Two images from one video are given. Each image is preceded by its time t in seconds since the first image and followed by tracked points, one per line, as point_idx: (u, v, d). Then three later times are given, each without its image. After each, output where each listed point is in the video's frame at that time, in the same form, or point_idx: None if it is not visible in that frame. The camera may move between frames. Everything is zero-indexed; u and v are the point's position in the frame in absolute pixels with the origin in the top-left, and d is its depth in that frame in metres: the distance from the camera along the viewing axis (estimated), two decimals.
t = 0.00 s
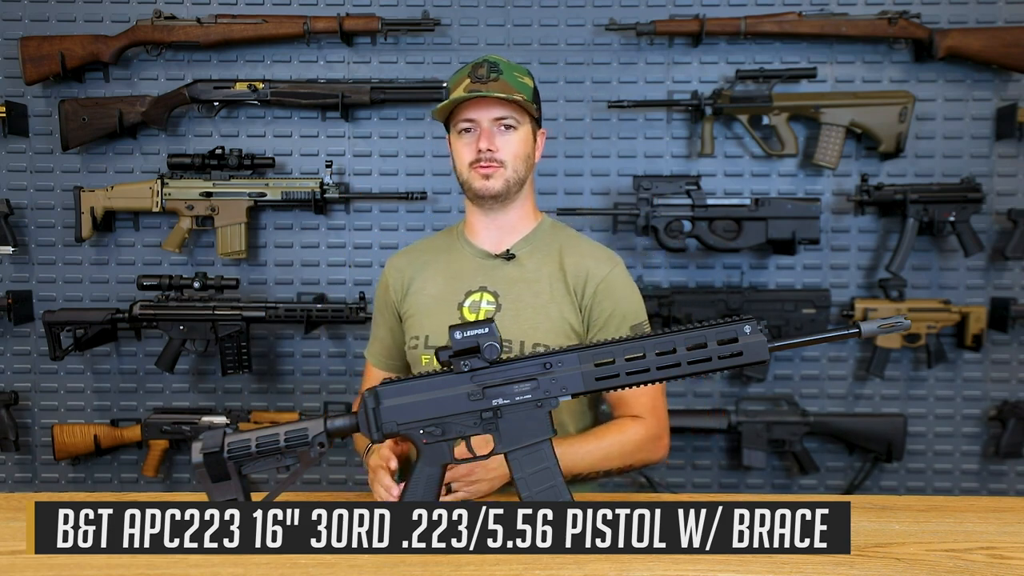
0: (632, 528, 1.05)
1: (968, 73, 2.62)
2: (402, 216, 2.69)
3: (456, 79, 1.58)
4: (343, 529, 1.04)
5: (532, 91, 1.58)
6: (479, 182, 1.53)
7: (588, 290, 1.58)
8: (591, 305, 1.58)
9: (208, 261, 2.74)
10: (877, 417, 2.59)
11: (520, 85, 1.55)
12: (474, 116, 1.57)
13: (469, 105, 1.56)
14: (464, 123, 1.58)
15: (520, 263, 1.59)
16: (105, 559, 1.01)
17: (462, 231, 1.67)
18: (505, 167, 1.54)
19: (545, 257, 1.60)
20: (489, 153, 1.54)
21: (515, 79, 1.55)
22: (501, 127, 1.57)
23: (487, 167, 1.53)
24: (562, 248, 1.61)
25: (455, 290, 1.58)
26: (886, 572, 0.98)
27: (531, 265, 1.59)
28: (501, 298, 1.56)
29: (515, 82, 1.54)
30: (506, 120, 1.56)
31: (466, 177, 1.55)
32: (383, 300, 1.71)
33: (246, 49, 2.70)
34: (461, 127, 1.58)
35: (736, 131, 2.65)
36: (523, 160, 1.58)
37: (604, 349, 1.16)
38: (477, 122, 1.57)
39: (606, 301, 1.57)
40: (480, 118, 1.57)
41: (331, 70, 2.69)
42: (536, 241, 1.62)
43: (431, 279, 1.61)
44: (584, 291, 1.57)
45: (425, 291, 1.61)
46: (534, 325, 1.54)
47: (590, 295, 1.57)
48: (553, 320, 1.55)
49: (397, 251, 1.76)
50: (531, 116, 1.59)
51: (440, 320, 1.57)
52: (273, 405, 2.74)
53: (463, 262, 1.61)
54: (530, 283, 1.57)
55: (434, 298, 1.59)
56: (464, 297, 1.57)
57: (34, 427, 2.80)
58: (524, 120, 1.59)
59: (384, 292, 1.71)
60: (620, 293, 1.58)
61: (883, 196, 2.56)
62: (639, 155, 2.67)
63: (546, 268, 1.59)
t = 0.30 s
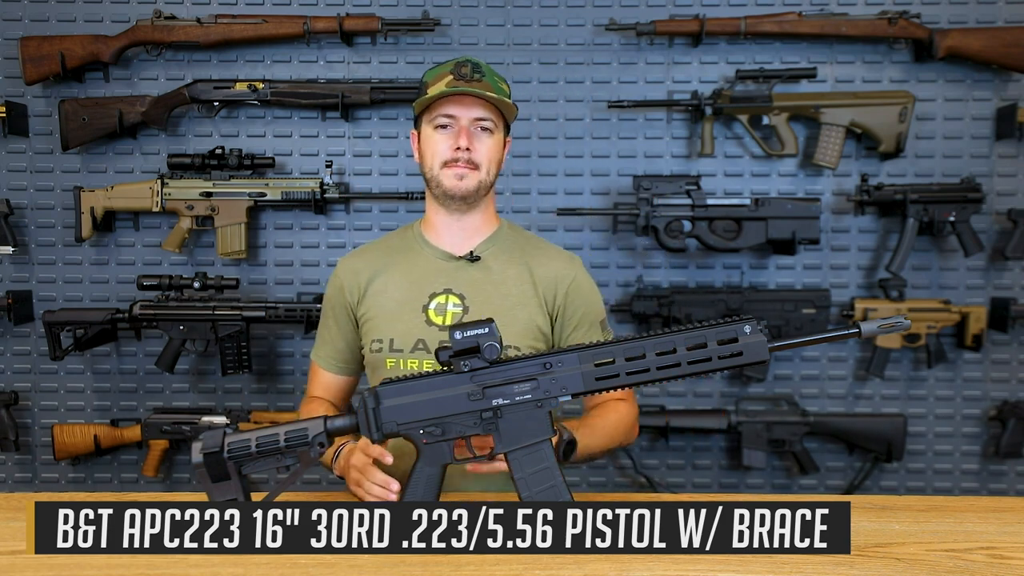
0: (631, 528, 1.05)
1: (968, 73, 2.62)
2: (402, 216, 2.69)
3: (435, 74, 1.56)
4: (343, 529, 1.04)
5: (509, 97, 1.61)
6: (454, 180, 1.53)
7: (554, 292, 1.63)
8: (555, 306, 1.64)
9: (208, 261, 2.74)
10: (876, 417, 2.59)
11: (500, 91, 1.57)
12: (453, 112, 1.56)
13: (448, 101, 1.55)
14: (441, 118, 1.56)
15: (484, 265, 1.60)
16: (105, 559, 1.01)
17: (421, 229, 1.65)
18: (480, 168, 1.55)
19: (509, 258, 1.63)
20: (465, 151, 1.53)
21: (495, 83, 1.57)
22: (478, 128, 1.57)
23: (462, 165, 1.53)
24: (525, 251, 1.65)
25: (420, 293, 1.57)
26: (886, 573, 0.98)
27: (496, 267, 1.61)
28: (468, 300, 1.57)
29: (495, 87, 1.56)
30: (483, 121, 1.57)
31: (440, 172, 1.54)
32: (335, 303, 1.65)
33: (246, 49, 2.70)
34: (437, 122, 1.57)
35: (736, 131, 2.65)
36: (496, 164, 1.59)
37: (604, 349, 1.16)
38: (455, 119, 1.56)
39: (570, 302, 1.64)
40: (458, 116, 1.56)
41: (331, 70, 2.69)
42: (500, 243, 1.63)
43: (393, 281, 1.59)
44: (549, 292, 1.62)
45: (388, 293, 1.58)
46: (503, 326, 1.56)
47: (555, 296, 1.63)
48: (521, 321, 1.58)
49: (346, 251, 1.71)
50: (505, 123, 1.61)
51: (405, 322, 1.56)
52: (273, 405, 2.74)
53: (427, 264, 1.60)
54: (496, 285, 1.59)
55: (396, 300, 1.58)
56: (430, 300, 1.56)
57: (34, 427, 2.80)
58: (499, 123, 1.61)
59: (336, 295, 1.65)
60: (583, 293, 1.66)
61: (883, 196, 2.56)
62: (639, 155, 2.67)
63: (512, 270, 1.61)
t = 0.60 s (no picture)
0: (631, 528, 1.05)
1: (968, 73, 2.62)
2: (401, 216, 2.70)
3: (422, 73, 1.55)
4: (343, 529, 1.04)
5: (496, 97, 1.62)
6: (441, 177, 1.52)
7: (536, 292, 1.67)
8: (536, 305, 1.68)
9: (208, 261, 2.74)
10: (876, 417, 2.59)
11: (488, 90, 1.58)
12: (440, 110, 1.56)
13: (436, 100, 1.55)
14: (428, 116, 1.56)
15: (469, 266, 1.60)
16: (105, 559, 1.01)
17: (400, 227, 1.63)
18: (465, 168, 1.55)
19: (493, 259, 1.64)
20: (453, 150, 1.54)
21: (482, 84, 1.57)
22: (465, 128, 1.58)
23: (450, 164, 1.53)
24: (506, 253, 1.67)
25: (407, 296, 1.56)
26: (886, 572, 0.98)
27: (482, 268, 1.61)
28: (457, 302, 1.57)
29: (484, 87, 1.57)
30: (470, 122, 1.58)
31: (426, 169, 1.53)
32: (309, 304, 1.59)
33: (246, 49, 2.70)
34: (424, 120, 1.56)
35: (736, 131, 2.65)
36: (480, 164, 1.60)
37: (604, 349, 1.16)
38: (442, 118, 1.56)
39: (549, 302, 1.69)
40: (445, 115, 1.56)
41: (331, 70, 2.69)
42: (480, 243, 1.64)
43: (377, 284, 1.57)
44: (530, 292, 1.66)
45: (371, 296, 1.57)
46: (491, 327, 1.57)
47: (536, 296, 1.67)
48: (508, 321, 1.59)
49: (317, 252, 1.65)
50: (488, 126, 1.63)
51: (393, 325, 1.55)
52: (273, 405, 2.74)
53: (410, 265, 1.59)
54: (481, 285, 1.60)
55: (383, 304, 1.56)
56: (417, 303, 1.56)
57: (34, 427, 2.80)
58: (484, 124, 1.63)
59: (311, 296, 1.59)
60: (559, 293, 1.72)
61: (883, 196, 2.56)
62: (639, 155, 2.67)
63: (498, 272, 1.63)
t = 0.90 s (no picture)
0: (631, 528, 1.05)
1: (968, 73, 2.62)
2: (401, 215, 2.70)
3: (422, 73, 1.54)
4: (343, 529, 1.04)
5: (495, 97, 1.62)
6: (445, 179, 1.52)
7: (537, 291, 1.69)
8: (537, 304, 1.69)
9: (208, 261, 2.74)
10: (877, 417, 2.59)
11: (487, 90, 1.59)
12: (443, 111, 1.55)
13: (439, 100, 1.55)
14: (431, 117, 1.55)
15: (472, 267, 1.61)
16: (105, 559, 1.01)
17: (401, 229, 1.63)
18: (469, 169, 1.55)
19: (493, 259, 1.65)
20: (456, 151, 1.53)
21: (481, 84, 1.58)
22: (467, 129, 1.57)
23: (453, 165, 1.52)
24: (505, 252, 1.69)
25: (413, 297, 1.56)
26: (886, 573, 0.98)
27: (484, 268, 1.62)
28: (462, 302, 1.57)
29: (484, 87, 1.57)
30: (473, 122, 1.58)
31: (430, 170, 1.52)
32: (313, 308, 1.57)
33: (246, 49, 2.69)
34: (426, 121, 1.56)
35: (736, 131, 2.65)
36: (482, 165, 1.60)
37: (605, 349, 1.16)
38: (445, 118, 1.56)
39: (550, 301, 1.72)
40: (448, 116, 1.56)
41: (331, 70, 2.69)
42: (479, 243, 1.65)
43: (380, 285, 1.57)
44: (531, 291, 1.67)
45: (375, 298, 1.56)
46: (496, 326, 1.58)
47: (536, 294, 1.68)
48: (511, 320, 1.60)
49: (315, 255, 1.63)
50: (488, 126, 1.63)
51: (399, 326, 1.54)
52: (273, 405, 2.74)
53: (412, 266, 1.59)
54: (483, 285, 1.60)
55: (389, 306, 1.56)
56: (423, 305, 1.56)
57: (34, 427, 2.80)
58: (485, 124, 1.63)
59: (315, 299, 1.56)
60: (557, 292, 1.74)
61: (883, 196, 2.56)
62: (639, 155, 2.67)
63: (500, 272, 1.64)
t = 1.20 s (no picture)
0: (631, 528, 1.05)
1: (968, 73, 2.62)
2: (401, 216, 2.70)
3: (433, 71, 1.54)
4: (343, 529, 1.04)
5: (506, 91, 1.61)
6: (460, 179, 1.51)
7: (552, 288, 1.70)
8: (553, 300, 1.70)
9: (208, 261, 2.74)
10: (877, 417, 2.59)
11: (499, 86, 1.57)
12: (456, 110, 1.54)
13: (451, 99, 1.54)
14: (443, 117, 1.54)
15: (487, 264, 1.61)
16: (105, 559, 1.01)
17: (416, 227, 1.62)
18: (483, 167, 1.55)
19: (509, 256, 1.65)
20: (470, 150, 1.53)
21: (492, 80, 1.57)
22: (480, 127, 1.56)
23: (468, 165, 1.52)
24: (520, 249, 1.69)
25: (431, 295, 1.55)
26: (886, 573, 0.98)
27: (500, 265, 1.62)
28: (480, 299, 1.57)
29: (494, 83, 1.56)
30: (485, 120, 1.57)
31: (445, 170, 1.52)
32: (330, 308, 1.57)
33: (246, 49, 2.69)
34: (439, 120, 1.54)
35: (736, 131, 2.65)
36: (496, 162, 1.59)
37: (604, 349, 1.16)
38: (458, 118, 1.55)
39: (566, 297, 1.73)
40: (461, 114, 1.55)
41: (331, 70, 2.69)
42: (495, 240, 1.65)
43: (398, 284, 1.56)
44: (548, 288, 1.69)
45: (392, 296, 1.56)
46: (515, 323, 1.58)
47: (553, 291, 1.70)
48: (529, 316, 1.61)
49: (331, 256, 1.63)
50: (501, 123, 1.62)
51: (419, 325, 1.53)
52: (273, 405, 2.74)
53: (429, 265, 1.58)
54: (501, 282, 1.60)
55: (407, 304, 1.55)
56: (441, 302, 1.55)
57: (34, 427, 2.80)
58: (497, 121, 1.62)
59: (332, 299, 1.57)
60: (572, 288, 1.76)
61: (883, 196, 2.56)
62: (639, 155, 2.67)
63: (516, 269, 1.64)
